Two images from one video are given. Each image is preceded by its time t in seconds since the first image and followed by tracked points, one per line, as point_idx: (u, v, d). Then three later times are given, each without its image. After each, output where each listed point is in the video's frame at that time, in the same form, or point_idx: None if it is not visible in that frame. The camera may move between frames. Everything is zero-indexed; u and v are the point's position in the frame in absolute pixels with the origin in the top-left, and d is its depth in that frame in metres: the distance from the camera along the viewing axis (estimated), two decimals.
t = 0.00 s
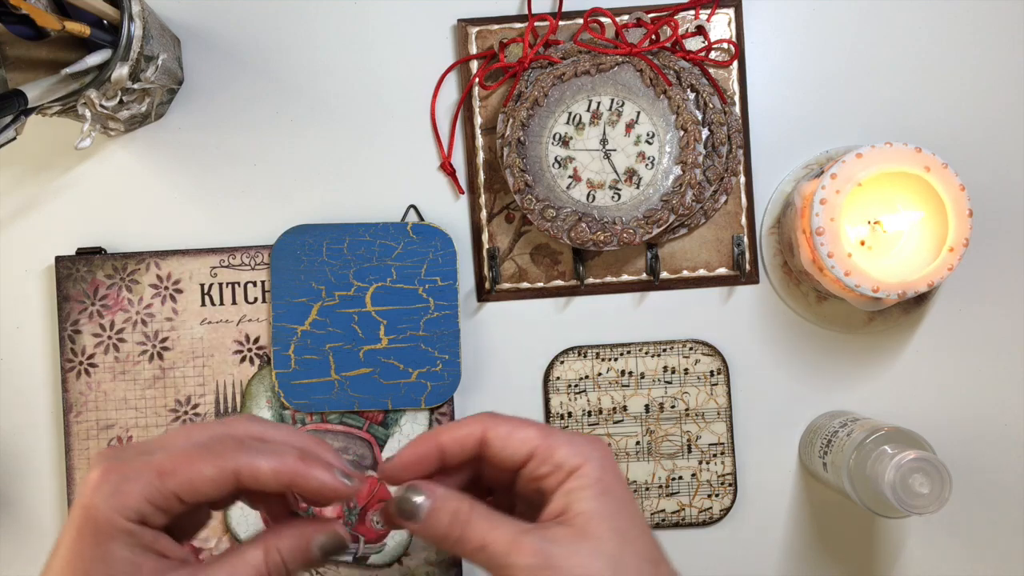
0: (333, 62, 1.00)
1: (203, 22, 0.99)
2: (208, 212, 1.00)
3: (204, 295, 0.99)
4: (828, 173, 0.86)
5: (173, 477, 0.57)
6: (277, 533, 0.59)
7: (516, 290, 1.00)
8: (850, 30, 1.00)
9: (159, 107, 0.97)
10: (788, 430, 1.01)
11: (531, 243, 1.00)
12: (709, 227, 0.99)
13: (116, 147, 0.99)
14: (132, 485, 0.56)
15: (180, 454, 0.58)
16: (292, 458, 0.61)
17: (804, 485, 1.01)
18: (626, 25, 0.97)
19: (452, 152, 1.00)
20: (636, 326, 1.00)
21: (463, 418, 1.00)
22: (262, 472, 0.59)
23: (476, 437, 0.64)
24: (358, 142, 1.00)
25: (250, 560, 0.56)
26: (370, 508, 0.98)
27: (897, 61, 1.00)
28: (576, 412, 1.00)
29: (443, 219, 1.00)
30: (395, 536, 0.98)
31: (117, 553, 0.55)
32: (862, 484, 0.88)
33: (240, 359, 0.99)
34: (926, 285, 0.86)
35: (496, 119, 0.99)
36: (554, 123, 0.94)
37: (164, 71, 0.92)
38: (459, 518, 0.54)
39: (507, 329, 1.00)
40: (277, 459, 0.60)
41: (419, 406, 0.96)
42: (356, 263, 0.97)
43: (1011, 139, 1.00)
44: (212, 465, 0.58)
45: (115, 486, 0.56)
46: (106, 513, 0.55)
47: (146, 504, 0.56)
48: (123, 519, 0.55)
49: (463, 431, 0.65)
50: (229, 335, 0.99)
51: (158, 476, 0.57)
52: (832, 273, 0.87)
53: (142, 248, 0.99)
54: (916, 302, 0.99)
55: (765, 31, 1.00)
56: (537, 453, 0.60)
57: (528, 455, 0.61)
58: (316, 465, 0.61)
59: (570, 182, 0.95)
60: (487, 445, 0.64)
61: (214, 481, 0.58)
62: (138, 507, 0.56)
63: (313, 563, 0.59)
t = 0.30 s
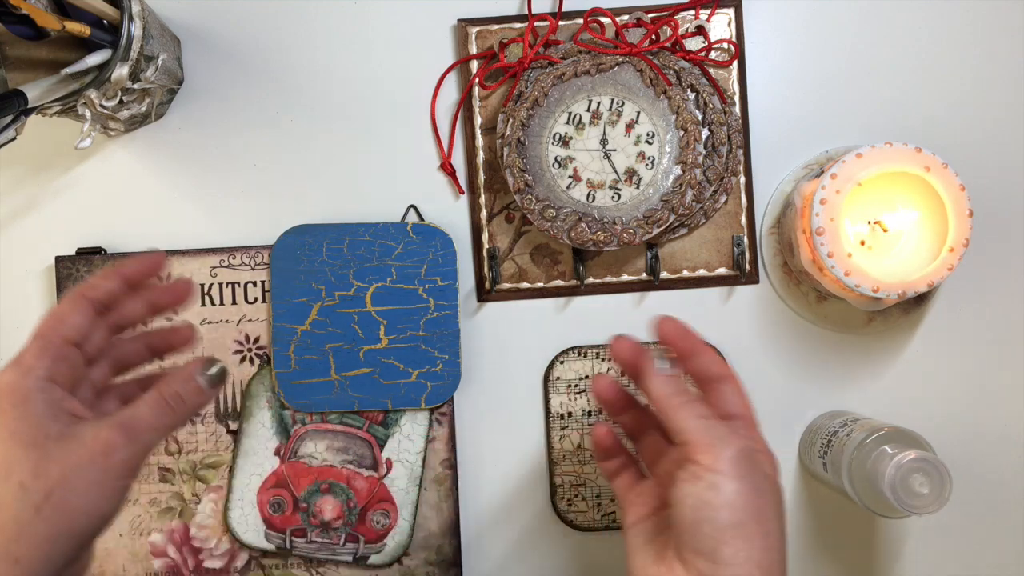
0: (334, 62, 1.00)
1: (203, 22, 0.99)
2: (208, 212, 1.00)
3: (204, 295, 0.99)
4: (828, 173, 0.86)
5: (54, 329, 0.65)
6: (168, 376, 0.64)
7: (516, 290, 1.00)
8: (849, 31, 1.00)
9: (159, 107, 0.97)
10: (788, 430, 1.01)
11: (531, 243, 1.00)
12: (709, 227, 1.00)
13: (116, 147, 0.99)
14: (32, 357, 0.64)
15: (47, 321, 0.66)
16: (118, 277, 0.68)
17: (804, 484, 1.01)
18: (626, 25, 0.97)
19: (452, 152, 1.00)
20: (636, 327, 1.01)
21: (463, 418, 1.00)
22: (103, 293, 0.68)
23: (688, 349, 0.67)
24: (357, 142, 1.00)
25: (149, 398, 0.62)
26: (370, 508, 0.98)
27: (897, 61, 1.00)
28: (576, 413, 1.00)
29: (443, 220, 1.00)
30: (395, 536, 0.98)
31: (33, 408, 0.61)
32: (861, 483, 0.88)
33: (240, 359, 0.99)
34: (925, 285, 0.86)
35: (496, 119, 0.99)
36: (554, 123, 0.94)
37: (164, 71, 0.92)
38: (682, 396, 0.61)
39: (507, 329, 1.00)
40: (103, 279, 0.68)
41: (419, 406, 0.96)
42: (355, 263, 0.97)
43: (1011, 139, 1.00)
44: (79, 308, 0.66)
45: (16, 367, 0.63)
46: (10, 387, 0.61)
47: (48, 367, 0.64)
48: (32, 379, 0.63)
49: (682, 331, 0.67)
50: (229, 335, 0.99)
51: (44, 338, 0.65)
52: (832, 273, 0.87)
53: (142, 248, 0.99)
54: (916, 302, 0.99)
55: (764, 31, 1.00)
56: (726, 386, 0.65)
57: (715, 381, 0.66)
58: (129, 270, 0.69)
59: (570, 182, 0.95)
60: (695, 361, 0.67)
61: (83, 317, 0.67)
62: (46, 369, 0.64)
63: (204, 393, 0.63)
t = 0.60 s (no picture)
0: (334, 62, 1.00)
1: (203, 22, 0.99)
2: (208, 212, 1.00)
3: (204, 295, 0.99)
4: (828, 174, 0.86)
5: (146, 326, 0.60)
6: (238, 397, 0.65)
7: (516, 290, 1.00)
8: (849, 30, 1.00)
9: (159, 107, 0.97)
10: (788, 430, 1.01)
11: (531, 243, 1.00)
12: (709, 227, 1.00)
13: (116, 147, 0.99)
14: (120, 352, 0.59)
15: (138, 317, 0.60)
16: (191, 266, 0.63)
17: (804, 484, 1.01)
18: (626, 25, 0.97)
19: (452, 152, 1.00)
20: (635, 327, 1.01)
21: (463, 418, 1.00)
22: (182, 281, 0.62)
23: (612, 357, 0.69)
24: (358, 142, 1.00)
25: (231, 416, 0.63)
26: (370, 508, 0.98)
27: (897, 61, 1.00)
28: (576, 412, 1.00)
29: (443, 220, 1.00)
30: (395, 536, 0.98)
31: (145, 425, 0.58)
32: (861, 483, 0.88)
33: (240, 359, 0.99)
34: (925, 285, 0.86)
35: (496, 119, 0.99)
36: (554, 123, 0.94)
37: (164, 71, 0.92)
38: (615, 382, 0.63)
39: (507, 329, 1.00)
40: (181, 271, 0.62)
41: (419, 406, 0.96)
42: (356, 263, 0.97)
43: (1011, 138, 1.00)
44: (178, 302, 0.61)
45: (119, 373, 0.58)
46: (119, 390, 0.58)
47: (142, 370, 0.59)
48: (151, 388, 0.59)
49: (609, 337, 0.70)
50: (229, 335, 0.99)
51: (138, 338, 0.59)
52: (832, 273, 0.87)
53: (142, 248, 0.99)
54: (916, 302, 0.99)
55: (764, 31, 1.00)
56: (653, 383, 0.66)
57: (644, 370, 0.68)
58: (173, 245, 0.65)
59: (570, 182, 0.95)
60: (624, 361, 0.69)
61: (175, 308, 0.61)
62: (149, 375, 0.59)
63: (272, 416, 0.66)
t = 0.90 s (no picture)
0: (334, 63, 1.00)
1: (203, 22, 0.99)
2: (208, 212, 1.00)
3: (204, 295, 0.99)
4: (828, 173, 0.86)
5: (259, 289, 0.70)
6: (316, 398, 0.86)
7: (516, 290, 1.00)
8: (849, 31, 1.00)
9: (159, 107, 0.97)
10: (788, 430, 1.01)
11: (531, 243, 1.00)
12: (709, 227, 1.00)
13: (116, 147, 0.99)
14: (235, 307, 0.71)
15: (254, 281, 0.71)
16: (301, 233, 0.72)
17: (804, 484, 1.01)
18: (626, 25, 0.97)
19: (452, 152, 1.00)
20: (635, 327, 1.01)
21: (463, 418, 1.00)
22: (294, 251, 0.71)
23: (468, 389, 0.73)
24: (357, 142, 1.00)
25: (307, 410, 0.83)
26: (370, 508, 0.98)
27: (897, 61, 1.00)
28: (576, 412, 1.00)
29: (443, 219, 1.00)
30: (395, 536, 0.98)
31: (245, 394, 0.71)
32: (861, 484, 0.88)
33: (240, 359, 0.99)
34: (925, 285, 0.86)
35: (496, 119, 0.99)
36: (554, 123, 0.94)
37: (164, 71, 0.92)
38: (463, 412, 0.70)
39: (507, 329, 1.00)
40: (289, 237, 0.72)
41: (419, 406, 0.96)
42: (355, 263, 0.97)
43: (1011, 138, 1.00)
44: (290, 275, 0.71)
45: (237, 330, 0.70)
46: (237, 348, 0.70)
47: (254, 334, 0.70)
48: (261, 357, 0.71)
49: (470, 392, 0.73)
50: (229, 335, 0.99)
51: (257, 304, 0.70)
52: (832, 273, 0.87)
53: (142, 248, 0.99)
54: (917, 302, 0.98)
55: (764, 31, 1.00)
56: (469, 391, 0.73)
57: (474, 423, 0.68)
58: (281, 200, 0.76)
59: (570, 182, 0.95)
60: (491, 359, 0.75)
61: (283, 280, 0.71)
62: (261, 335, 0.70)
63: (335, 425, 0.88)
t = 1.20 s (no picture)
0: (333, 62, 1.00)
1: (203, 22, 0.99)
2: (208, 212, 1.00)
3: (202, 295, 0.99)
4: (828, 173, 0.86)
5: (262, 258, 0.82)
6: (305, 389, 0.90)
7: (516, 290, 1.00)
8: (849, 30, 1.00)
9: (159, 107, 0.97)
10: (788, 430, 1.01)
11: (531, 243, 1.00)
12: (709, 227, 1.00)
13: (116, 147, 0.99)
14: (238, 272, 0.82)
15: (259, 251, 0.82)
16: (303, 216, 0.86)
17: (804, 484, 1.01)
18: (626, 25, 0.97)
19: (452, 152, 1.00)
20: (635, 327, 1.01)
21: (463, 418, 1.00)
22: (298, 230, 0.85)
23: (478, 408, 0.73)
24: (357, 142, 1.00)
25: (296, 395, 0.87)
26: (370, 508, 0.98)
27: (897, 61, 1.00)
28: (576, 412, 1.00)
29: (443, 220, 1.00)
30: (395, 536, 0.98)
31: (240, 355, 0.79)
32: (861, 484, 0.88)
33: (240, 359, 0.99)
34: (926, 285, 0.86)
35: (496, 119, 0.99)
36: (554, 123, 0.94)
37: (164, 71, 0.92)
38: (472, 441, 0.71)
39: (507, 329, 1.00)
40: (296, 219, 0.86)
41: (419, 406, 0.96)
42: (355, 263, 0.97)
43: (1011, 138, 1.00)
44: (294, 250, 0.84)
45: (239, 291, 0.79)
46: (239, 308, 0.79)
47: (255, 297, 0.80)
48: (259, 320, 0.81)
49: (479, 411, 0.73)
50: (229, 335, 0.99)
51: (258, 270, 0.81)
52: (832, 273, 0.86)
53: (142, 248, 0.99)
54: (917, 302, 0.98)
55: (764, 31, 1.00)
56: (481, 409, 0.73)
57: (480, 455, 0.69)
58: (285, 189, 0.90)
59: (569, 182, 0.95)
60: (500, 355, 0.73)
61: (286, 254, 0.83)
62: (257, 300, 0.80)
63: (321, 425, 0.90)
